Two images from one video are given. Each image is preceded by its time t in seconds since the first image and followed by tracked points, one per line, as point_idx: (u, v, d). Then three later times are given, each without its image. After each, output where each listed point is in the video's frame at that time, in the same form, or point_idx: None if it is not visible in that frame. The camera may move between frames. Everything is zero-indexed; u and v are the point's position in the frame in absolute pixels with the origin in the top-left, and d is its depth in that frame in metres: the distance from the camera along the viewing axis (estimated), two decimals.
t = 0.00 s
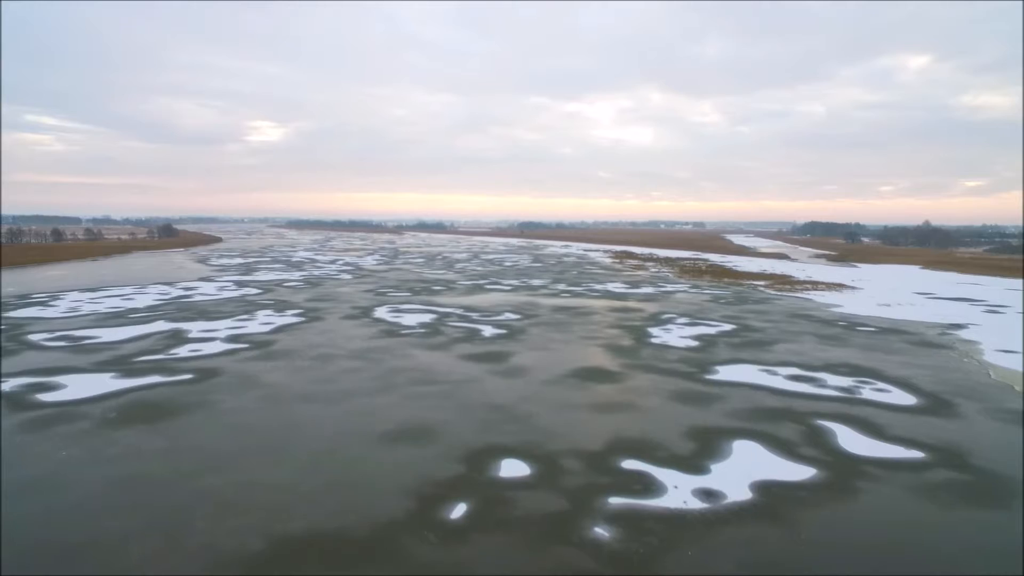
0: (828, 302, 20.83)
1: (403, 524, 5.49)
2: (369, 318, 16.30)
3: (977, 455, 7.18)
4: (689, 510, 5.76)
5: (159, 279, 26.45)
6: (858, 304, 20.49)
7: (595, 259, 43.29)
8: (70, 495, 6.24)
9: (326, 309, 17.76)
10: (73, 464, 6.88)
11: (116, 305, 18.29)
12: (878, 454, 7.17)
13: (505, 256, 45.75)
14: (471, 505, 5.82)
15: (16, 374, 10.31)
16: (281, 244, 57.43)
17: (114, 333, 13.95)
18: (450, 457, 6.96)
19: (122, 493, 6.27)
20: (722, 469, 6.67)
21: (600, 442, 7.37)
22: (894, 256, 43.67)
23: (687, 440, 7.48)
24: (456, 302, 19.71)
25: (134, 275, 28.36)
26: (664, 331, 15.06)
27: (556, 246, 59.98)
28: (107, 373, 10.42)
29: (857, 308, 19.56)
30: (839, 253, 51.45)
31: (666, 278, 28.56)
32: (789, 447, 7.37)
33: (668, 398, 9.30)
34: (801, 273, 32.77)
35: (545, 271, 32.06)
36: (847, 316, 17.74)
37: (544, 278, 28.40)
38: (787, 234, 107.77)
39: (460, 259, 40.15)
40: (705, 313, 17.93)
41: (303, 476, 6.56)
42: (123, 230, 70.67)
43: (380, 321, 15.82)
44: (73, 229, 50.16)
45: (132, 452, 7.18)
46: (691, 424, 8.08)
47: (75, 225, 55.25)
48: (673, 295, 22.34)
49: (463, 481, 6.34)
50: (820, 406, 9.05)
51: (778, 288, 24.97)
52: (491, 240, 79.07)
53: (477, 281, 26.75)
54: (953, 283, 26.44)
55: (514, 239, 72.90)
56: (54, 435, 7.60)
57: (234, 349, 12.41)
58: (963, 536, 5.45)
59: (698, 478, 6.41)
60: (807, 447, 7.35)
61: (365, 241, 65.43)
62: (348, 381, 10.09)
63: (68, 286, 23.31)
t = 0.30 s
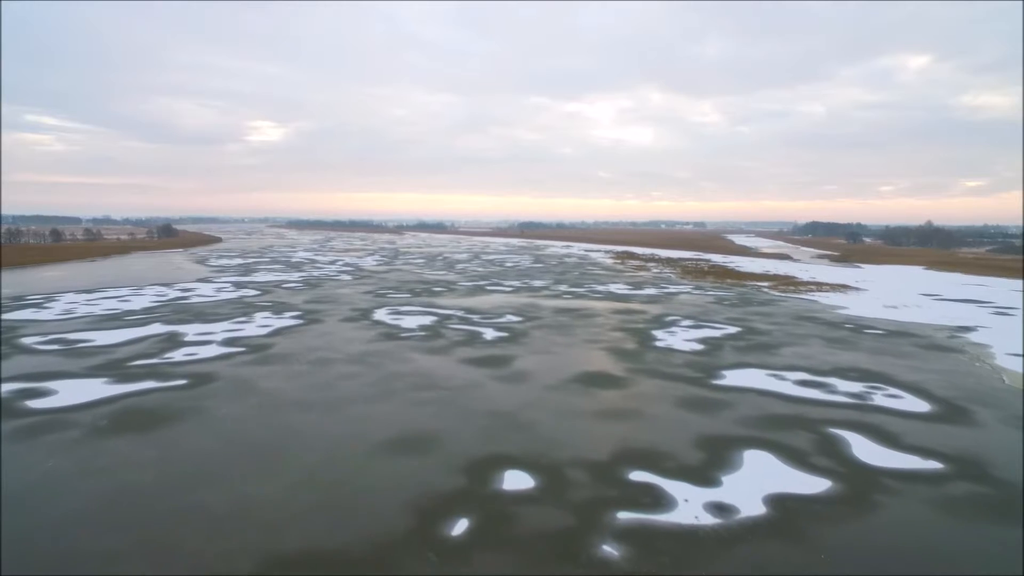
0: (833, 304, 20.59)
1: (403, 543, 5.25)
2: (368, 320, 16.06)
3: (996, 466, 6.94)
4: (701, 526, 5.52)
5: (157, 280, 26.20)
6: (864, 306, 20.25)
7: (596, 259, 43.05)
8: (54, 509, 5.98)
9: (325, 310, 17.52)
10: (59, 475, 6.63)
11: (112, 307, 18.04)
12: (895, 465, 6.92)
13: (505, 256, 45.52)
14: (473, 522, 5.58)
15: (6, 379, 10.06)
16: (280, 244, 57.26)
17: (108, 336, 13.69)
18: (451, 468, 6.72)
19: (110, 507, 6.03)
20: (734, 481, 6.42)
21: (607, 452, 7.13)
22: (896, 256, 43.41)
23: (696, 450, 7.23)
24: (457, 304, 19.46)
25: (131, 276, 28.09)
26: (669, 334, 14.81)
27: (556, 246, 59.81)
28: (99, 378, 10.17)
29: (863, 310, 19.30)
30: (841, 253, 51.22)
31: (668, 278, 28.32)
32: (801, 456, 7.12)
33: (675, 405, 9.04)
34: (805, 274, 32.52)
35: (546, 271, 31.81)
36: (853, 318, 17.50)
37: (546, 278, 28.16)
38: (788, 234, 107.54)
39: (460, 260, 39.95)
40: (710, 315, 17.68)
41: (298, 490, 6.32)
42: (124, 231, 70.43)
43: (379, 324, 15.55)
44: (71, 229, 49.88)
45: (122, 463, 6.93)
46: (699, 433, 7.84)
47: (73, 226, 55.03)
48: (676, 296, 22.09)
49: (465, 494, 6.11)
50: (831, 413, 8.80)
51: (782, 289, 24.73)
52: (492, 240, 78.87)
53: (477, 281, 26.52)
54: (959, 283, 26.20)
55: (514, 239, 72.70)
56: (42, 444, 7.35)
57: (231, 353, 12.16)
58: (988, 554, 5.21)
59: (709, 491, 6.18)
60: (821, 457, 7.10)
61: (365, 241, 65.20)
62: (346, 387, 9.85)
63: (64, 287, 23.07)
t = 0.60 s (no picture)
0: (838, 306, 20.35)
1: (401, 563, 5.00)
2: (367, 323, 15.83)
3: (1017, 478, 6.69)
4: (713, 543, 5.27)
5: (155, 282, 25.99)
6: (869, 308, 20.02)
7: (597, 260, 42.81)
8: (38, 524, 5.74)
9: (324, 313, 17.29)
10: (45, 488, 6.39)
11: (108, 309, 17.79)
12: (912, 477, 6.66)
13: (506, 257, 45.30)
14: (474, 540, 5.34)
15: None
16: (280, 245, 57.12)
17: (102, 340, 13.45)
18: (452, 480, 6.49)
19: (96, 522, 5.78)
20: (746, 495, 6.18)
21: (613, 463, 6.89)
22: (898, 257, 43.14)
23: (706, 461, 6.99)
24: (457, 306, 19.24)
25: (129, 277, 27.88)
26: (673, 337, 14.57)
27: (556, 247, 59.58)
28: (91, 384, 9.93)
29: (868, 312, 19.04)
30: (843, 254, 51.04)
31: (670, 280, 28.09)
32: (814, 467, 6.88)
33: (682, 412, 8.79)
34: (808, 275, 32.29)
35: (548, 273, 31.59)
36: (859, 321, 17.27)
37: (547, 279, 27.94)
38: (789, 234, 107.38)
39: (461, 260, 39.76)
40: (714, 318, 17.45)
41: (293, 503, 6.08)
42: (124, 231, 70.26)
43: (379, 327, 15.30)
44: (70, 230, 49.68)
45: (111, 475, 6.69)
46: (708, 442, 7.60)
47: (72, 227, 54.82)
48: (679, 298, 21.87)
49: (466, 508, 5.87)
50: (843, 421, 8.55)
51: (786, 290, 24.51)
52: (492, 240, 78.73)
53: (478, 283, 26.29)
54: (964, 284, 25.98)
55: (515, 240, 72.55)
56: (29, 454, 7.11)
57: (227, 357, 11.92)
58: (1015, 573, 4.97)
59: (720, 505, 5.94)
60: (835, 468, 6.85)
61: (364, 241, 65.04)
62: (345, 393, 9.61)
63: (61, 288, 22.84)
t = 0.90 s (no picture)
0: (843, 308, 20.10)
1: None
2: (366, 326, 15.58)
3: None
4: (728, 564, 5.01)
5: (152, 283, 25.73)
6: (875, 310, 19.78)
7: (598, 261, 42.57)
8: (20, 545, 5.45)
9: (322, 316, 17.03)
10: (28, 502, 6.11)
11: (102, 312, 17.53)
12: (934, 492, 6.39)
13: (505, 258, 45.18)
14: (477, 561, 5.07)
15: None
16: (279, 245, 56.95)
17: (96, 344, 13.18)
18: (453, 494, 6.22)
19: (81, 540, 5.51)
20: (761, 511, 5.91)
21: (620, 475, 6.63)
22: (900, 257, 42.91)
23: (717, 473, 6.72)
24: (458, 308, 18.98)
25: (125, 279, 27.60)
26: (677, 341, 14.31)
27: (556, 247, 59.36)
28: (82, 391, 9.66)
29: (874, 315, 18.77)
30: (845, 254, 50.94)
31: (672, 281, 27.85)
32: (830, 479, 6.61)
33: (690, 420, 8.52)
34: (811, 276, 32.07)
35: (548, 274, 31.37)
36: (865, 323, 17.03)
37: (548, 281, 27.68)
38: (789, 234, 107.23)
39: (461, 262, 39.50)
40: (718, 320, 17.20)
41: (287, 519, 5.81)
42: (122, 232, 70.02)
43: (378, 330, 15.02)
44: (67, 231, 49.43)
45: (97, 489, 6.42)
46: (719, 452, 7.33)
47: (71, 228, 54.80)
48: (682, 300, 21.60)
49: (468, 525, 5.60)
50: (856, 430, 8.29)
51: (789, 292, 24.27)
52: (493, 241, 78.47)
53: (478, 284, 26.04)
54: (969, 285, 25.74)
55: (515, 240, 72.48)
56: (13, 466, 6.84)
57: (222, 362, 11.66)
58: None
59: (734, 522, 5.68)
60: (852, 482, 6.57)
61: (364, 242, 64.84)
62: (342, 400, 9.35)
63: (56, 291, 22.55)
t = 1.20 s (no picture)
0: (850, 310, 19.83)
1: None
2: (365, 329, 15.34)
3: None
4: None
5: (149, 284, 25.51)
6: (882, 312, 19.50)
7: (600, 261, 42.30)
8: None
9: (321, 318, 16.80)
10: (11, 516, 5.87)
11: (99, 314, 17.31)
12: (955, 507, 6.12)
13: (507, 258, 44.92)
14: None
15: None
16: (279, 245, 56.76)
17: (90, 347, 12.96)
18: (453, 508, 5.97)
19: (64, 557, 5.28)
20: (775, 526, 5.66)
21: (627, 487, 6.39)
22: (904, 256, 42.55)
23: (727, 485, 6.48)
24: (459, 310, 18.73)
25: (123, 280, 27.39)
26: (682, 344, 14.06)
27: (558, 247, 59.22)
28: (73, 397, 9.43)
29: (882, 317, 18.48)
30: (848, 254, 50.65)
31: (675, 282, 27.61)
32: (846, 492, 6.36)
33: (698, 428, 8.27)
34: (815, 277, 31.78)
35: (550, 274, 31.12)
36: (873, 326, 16.77)
37: (550, 282, 27.44)
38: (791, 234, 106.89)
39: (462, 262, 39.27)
40: (722, 322, 16.96)
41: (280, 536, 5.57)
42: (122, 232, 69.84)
43: (378, 333, 14.74)
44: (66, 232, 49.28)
45: (84, 502, 6.19)
46: (728, 463, 7.08)
47: (70, 228, 54.65)
48: (686, 301, 21.34)
49: (469, 544, 5.35)
50: (869, 438, 8.03)
51: (794, 293, 24.00)
52: (494, 240, 78.16)
53: (479, 285, 25.80)
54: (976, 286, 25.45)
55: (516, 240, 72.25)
56: None
57: (218, 366, 11.42)
58: None
59: (747, 539, 5.43)
60: (869, 495, 6.32)
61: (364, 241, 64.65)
62: (340, 406, 9.11)
63: (53, 292, 22.34)
